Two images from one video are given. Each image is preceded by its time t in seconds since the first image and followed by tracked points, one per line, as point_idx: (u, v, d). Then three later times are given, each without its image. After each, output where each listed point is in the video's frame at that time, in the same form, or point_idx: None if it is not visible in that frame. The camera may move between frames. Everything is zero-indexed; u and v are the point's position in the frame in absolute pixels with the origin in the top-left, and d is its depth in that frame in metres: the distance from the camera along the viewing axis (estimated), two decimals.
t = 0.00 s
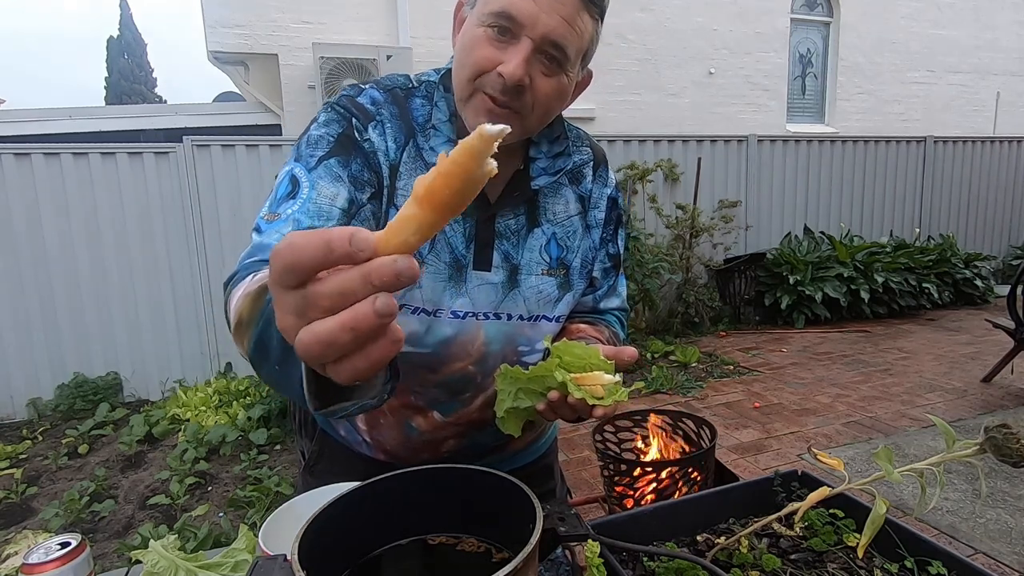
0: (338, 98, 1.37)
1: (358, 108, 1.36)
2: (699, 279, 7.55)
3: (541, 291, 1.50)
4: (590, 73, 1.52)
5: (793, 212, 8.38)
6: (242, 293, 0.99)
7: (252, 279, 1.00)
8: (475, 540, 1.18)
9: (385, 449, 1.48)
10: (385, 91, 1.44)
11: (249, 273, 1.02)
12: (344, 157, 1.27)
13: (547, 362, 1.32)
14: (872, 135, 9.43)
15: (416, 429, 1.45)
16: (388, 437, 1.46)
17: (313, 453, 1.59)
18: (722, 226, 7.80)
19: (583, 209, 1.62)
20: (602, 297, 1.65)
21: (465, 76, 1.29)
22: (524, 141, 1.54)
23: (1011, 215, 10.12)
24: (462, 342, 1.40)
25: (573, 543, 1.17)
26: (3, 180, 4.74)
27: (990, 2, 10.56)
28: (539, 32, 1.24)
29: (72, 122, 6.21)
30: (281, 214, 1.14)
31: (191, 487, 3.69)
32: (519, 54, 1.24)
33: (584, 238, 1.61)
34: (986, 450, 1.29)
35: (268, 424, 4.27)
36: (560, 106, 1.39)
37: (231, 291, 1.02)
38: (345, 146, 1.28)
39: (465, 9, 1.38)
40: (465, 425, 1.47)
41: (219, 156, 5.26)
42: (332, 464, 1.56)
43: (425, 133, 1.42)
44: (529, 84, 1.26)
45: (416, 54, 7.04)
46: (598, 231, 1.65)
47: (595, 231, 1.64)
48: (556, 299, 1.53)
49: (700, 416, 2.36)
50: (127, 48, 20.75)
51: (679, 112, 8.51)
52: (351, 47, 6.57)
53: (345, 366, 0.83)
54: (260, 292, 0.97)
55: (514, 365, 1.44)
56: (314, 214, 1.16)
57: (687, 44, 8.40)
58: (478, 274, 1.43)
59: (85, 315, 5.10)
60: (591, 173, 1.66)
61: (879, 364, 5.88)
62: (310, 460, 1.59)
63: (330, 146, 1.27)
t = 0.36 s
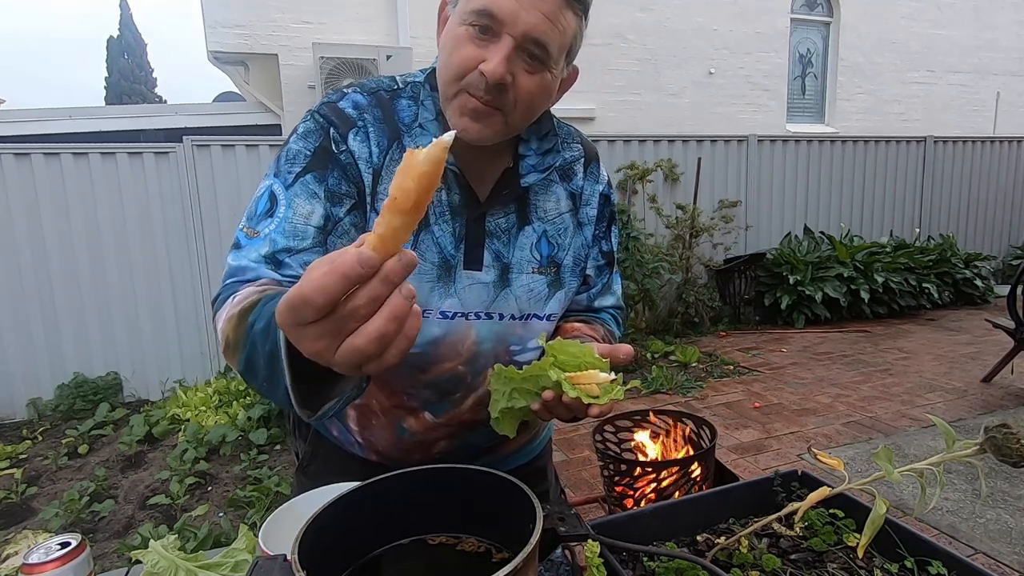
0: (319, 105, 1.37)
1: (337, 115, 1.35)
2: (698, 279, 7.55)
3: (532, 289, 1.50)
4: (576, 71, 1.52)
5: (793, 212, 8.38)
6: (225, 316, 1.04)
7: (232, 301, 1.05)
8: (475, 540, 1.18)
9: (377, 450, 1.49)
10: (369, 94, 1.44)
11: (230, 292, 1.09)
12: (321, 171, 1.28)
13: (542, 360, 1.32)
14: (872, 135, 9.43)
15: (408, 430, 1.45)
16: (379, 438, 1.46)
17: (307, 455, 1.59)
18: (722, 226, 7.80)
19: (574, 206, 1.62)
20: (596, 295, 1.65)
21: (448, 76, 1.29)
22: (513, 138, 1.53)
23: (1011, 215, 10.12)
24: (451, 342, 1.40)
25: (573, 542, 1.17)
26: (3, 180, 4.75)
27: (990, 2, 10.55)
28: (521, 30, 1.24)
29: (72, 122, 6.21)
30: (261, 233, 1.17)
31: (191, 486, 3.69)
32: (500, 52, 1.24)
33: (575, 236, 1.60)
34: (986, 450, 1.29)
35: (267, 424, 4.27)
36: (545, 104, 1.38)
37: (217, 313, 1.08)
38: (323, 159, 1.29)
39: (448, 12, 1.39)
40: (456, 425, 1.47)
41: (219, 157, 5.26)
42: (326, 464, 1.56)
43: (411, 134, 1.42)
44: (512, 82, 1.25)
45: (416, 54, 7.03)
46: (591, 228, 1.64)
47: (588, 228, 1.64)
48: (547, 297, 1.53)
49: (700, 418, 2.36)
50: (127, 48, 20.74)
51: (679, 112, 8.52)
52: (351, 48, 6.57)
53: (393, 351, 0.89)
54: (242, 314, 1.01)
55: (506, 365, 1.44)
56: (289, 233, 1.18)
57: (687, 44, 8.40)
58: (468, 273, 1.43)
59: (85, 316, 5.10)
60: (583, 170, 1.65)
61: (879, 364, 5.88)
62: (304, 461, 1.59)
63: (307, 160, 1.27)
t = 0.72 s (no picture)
0: (303, 108, 1.40)
1: (322, 119, 1.37)
2: (699, 279, 7.55)
3: (521, 290, 1.49)
4: (562, 68, 1.48)
5: (793, 212, 8.38)
6: (235, 293, 1.04)
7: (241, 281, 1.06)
8: (475, 540, 1.19)
9: (367, 450, 1.49)
10: (354, 95, 1.46)
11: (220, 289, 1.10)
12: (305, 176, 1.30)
13: (530, 361, 1.33)
14: (872, 135, 9.43)
15: (397, 431, 1.45)
16: (369, 438, 1.47)
17: (298, 456, 1.59)
18: (722, 226, 7.80)
19: (564, 206, 1.61)
20: (588, 296, 1.64)
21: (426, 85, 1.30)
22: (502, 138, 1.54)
23: (1011, 215, 10.13)
24: (440, 343, 1.39)
25: (573, 542, 1.17)
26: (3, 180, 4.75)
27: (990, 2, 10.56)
28: (492, 39, 1.23)
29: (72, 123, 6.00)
30: (249, 236, 1.19)
31: (191, 486, 3.69)
32: (473, 62, 1.24)
33: (565, 235, 1.59)
34: (986, 450, 1.29)
35: (268, 424, 4.27)
36: (526, 107, 1.37)
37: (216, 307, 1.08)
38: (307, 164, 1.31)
39: (427, 11, 1.37)
40: (445, 426, 1.47)
41: (219, 156, 5.27)
42: (319, 465, 1.56)
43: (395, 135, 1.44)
44: (486, 92, 1.26)
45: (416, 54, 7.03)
46: (582, 227, 1.63)
47: (578, 228, 1.63)
48: (537, 297, 1.52)
49: (700, 417, 2.34)
50: (127, 48, 20.75)
51: (679, 112, 8.52)
52: (351, 48, 6.57)
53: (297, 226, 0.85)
54: (258, 278, 1.02)
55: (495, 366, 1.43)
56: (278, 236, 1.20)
57: (687, 44, 8.40)
58: (456, 274, 1.43)
59: (85, 316, 5.10)
60: (573, 168, 1.64)
61: (879, 364, 5.88)
62: (295, 462, 1.60)
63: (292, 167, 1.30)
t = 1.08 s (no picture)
0: (296, 110, 1.40)
1: (314, 121, 1.38)
2: (699, 279, 7.54)
3: (514, 294, 1.50)
4: (553, 74, 1.46)
5: (793, 212, 8.38)
6: (229, 296, 1.05)
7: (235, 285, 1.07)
8: (475, 540, 1.19)
9: (360, 452, 1.49)
10: (346, 97, 1.45)
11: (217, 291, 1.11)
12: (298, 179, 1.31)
13: (517, 369, 1.33)
14: (872, 135, 9.43)
15: (389, 433, 1.45)
16: (361, 441, 1.47)
17: (293, 455, 1.60)
18: (722, 226, 7.80)
19: (558, 209, 1.60)
20: (582, 299, 1.64)
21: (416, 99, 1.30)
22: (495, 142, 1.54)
23: (1011, 215, 10.13)
24: (432, 348, 1.39)
25: (573, 542, 1.17)
26: (3, 180, 4.75)
27: (990, 2, 10.56)
28: (479, 54, 1.22)
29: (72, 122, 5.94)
30: (243, 238, 1.19)
31: (191, 486, 3.69)
32: (462, 78, 1.24)
33: (559, 238, 1.59)
34: (986, 450, 1.29)
35: (268, 424, 4.27)
36: (519, 115, 1.37)
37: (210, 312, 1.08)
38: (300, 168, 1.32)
39: (416, 18, 1.36)
40: (438, 429, 1.47)
41: (219, 156, 5.27)
42: (315, 466, 1.56)
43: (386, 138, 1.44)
44: (476, 107, 1.26)
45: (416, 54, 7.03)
46: (575, 231, 1.63)
47: (572, 231, 1.62)
48: (530, 301, 1.52)
49: (700, 417, 2.36)
50: (127, 47, 20.76)
51: (679, 112, 8.52)
52: (351, 48, 6.56)
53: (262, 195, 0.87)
54: (251, 280, 1.02)
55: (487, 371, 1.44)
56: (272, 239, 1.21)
57: (687, 44, 8.40)
58: (449, 279, 1.43)
59: (85, 317, 5.10)
60: (567, 171, 1.64)
61: (879, 364, 5.88)
62: (290, 461, 1.60)
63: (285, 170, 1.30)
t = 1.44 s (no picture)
0: (290, 111, 1.39)
1: (307, 122, 1.37)
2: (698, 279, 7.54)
3: (511, 290, 1.50)
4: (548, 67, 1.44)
5: (793, 212, 8.38)
6: (228, 311, 1.06)
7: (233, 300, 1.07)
8: (475, 540, 1.19)
9: (356, 451, 1.49)
10: (341, 97, 1.45)
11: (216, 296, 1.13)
12: (292, 182, 1.31)
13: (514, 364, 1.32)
14: (872, 135, 9.43)
15: (385, 431, 1.45)
16: (357, 440, 1.47)
17: (290, 455, 1.60)
18: (722, 226, 7.81)
19: (553, 206, 1.60)
20: (580, 296, 1.64)
21: (415, 103, 1.30)
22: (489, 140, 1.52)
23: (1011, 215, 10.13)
24: (427, 347, 1.39)
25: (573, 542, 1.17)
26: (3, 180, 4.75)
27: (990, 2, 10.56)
28: (478, 58, 1.22)
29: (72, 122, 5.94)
30: (237, 244, 1.22)
31: (191, 487, 3.69)
32: (461, 83, 1.24)
33: (555, 236, 1.59)
34: (986, 450, 1.29)
35: (267, 424, 4.27)
36: (518, 112, 1.37)
37: (209, 318, 1.10)
38: (294, 170, 1.32)
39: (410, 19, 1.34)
40: (434, 427, 1.47)
41: (219, 157, 5.26)
42: (312, 466, 1.57)
43: (380, 137, 1.43)
44: (477, 111, 1.27)
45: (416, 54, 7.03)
46: (571, 228, 1.63)
47: (568, 228, 1.62)
48: (527, 298, 1.52)
49: (700, 417, 2.35)
50: (127, 48, 20.79)
51: (679, 112, 8.52)
52: (350, 48, 6.60)
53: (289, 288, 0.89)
54: (252, 301, 1.04)
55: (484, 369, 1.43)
56: (264, 246, 1.24)
57: (687, 44, 8.40)
58: (445, 276, 1.43)
59: (86, 317, 5.10)
60: (563, 169, 1.63)
61: (879, 364, 5.88)
62: (286, 462, 1.60)
63: (279, 172, 1.31)
